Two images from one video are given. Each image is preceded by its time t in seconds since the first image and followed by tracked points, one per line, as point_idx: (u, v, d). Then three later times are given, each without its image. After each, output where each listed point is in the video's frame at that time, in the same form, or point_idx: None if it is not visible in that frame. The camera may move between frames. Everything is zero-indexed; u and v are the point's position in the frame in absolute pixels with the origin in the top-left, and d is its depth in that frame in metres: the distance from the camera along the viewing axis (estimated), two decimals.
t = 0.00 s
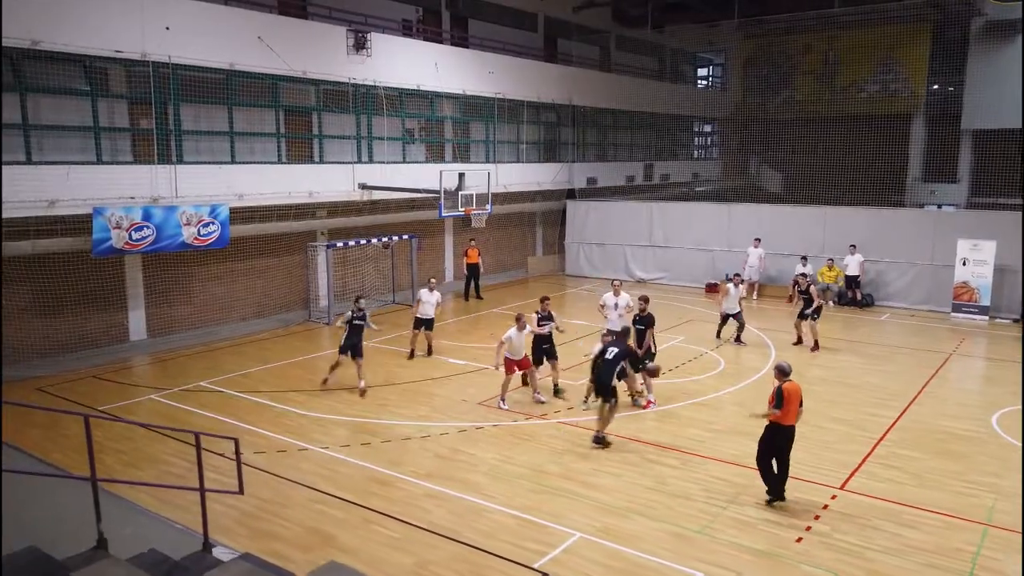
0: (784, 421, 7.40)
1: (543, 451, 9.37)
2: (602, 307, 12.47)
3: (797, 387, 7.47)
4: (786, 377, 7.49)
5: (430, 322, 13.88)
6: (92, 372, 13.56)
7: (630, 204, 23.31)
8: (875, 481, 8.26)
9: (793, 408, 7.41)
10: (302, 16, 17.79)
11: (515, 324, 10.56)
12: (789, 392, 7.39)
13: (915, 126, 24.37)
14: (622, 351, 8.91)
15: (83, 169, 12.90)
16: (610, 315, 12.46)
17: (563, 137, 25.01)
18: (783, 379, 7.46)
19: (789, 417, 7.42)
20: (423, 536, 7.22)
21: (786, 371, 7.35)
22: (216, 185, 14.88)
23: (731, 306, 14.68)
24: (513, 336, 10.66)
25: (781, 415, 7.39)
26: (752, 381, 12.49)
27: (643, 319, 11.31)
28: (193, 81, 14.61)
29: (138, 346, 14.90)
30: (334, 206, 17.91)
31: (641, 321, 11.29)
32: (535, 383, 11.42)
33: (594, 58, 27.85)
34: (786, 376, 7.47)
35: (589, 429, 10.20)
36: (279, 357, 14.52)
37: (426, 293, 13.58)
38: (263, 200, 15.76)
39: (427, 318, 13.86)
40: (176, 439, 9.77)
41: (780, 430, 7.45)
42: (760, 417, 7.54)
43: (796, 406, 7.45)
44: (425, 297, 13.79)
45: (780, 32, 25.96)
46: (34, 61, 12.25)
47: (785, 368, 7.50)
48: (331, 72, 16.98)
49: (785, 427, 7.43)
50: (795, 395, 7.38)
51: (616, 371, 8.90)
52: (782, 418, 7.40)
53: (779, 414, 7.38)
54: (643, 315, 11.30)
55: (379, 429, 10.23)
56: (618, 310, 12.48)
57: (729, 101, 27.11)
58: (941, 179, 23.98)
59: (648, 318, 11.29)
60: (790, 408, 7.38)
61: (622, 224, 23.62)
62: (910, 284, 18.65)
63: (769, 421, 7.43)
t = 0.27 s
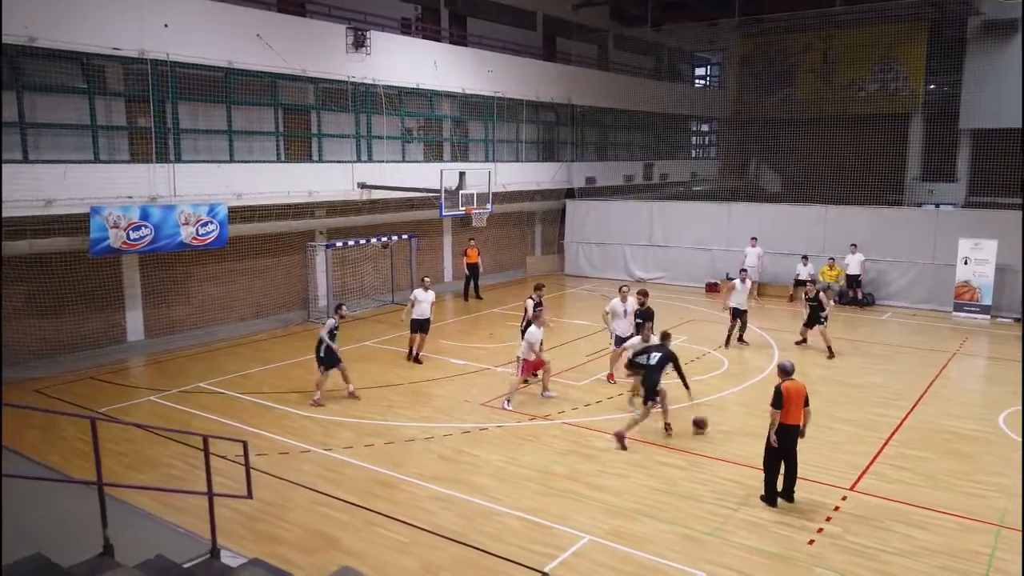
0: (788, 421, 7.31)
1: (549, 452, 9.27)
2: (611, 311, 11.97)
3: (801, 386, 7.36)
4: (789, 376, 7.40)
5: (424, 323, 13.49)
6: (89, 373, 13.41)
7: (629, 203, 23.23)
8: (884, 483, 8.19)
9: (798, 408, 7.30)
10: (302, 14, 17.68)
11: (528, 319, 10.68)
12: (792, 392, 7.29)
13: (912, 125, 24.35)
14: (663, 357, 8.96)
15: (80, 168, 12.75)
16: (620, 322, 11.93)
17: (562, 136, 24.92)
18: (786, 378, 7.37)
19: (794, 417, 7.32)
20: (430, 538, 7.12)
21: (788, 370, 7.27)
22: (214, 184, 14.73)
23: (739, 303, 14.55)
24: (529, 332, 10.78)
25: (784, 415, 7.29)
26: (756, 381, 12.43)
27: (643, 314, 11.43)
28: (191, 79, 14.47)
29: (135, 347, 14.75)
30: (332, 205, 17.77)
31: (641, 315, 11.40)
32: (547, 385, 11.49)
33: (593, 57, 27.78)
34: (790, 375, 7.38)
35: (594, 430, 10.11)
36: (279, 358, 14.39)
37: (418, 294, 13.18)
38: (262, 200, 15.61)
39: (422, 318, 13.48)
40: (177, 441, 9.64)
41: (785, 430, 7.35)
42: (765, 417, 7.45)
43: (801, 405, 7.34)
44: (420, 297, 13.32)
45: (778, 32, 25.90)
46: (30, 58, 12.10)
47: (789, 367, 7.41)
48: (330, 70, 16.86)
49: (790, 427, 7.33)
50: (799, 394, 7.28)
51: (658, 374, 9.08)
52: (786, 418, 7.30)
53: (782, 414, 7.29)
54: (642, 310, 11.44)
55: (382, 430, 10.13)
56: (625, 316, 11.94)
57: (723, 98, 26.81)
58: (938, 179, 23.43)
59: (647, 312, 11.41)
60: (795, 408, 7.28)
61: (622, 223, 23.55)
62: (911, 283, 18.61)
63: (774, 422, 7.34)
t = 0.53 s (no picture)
0: (776, 421, 7.24)
1: (542, 455, 9.19)
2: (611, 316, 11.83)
3: (791, 387, 7.25)
4: (778, 376, 7.31)
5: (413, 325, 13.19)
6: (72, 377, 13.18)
7: (616, 203, 23.21)
8: (878, 483, 8.18)
9: (787, 408, 7.21)
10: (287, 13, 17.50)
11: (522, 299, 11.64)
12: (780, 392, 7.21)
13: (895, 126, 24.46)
14: (691, 353, 9.43)
15: (62, 168, 12.50)
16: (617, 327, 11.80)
17: (548, 136, 24.86)
18: (775, 378, 7.30)
19: (784, 417, 7.23)
20: (424, 544, 7.01)
21: (775, 371, 7.21)
22: (199, 183, 14.51)
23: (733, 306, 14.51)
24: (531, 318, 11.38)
25: (773, 416, 7.23)
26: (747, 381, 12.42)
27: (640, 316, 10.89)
28: (175, 77, 14.26)
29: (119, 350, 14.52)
30: (318, 205, 17.59)
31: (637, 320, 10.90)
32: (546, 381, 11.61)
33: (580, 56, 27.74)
34: (778, 375, 7.31)
35: (587, 431, 10.04)
36: (265, 361, 14.21)
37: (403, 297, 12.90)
38: (247, 200, 15.40)
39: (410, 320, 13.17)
40: (163, 447, 9.46)
41: (776, 430, 7.27)
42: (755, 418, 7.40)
43: (790, 406, 7.24)
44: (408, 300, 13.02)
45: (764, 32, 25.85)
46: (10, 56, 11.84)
47: (777, 368, 7.33)
48: (317, 69, 16.69)
49: (778, 427, 7.25)
50: (786, 394, 7.19)
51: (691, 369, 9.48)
52: (774, 418, 7.24)
53: (771, 415, 7.23)
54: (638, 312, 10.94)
55: (373, 434, 10.00)
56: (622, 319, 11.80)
57: (713, 101, 26.97)
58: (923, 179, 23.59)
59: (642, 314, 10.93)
60: (783, 408, 7.20)
61: (609, 222, 23.54)
62: (898, 283, 18.72)
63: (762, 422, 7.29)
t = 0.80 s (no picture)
0: (742, 420, 7.28)
1: (515, 457, 9.14)
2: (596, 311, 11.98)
3: (759, 386, 7.27)
4: (746, 375, 7.35)
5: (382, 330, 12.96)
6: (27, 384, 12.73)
7: (582, 203, 23.27)
8: (846, 480, 8.31)
9: (754, 407, 7.23)
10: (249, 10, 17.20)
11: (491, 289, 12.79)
12: (746, 391, 7.24)
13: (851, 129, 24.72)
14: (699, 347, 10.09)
15: (15, 169, 12.06)
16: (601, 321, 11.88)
17: (513, 136, 24.82)
18: (742, 378, 7.33)
19: (751, 416, 7.26)
20: (398, 551, 6.90)
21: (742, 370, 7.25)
22: (158, 184, 14.14)
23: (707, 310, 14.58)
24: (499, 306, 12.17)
25: (740, 415, 7.28)
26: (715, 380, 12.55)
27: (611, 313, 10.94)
28: (132, 75, 13.88)
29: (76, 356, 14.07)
30: (282, 206, 17.28)
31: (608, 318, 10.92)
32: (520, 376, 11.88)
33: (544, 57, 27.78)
34: (746, 375, 7.36)
35: (559, 433, 10.02)
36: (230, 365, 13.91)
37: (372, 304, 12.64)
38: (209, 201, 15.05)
39: (379, 325, 12.94)
40: (125, 456, 9.18)
41: (743, 429, 7.31)
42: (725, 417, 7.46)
43: (758, 405, 7.26)
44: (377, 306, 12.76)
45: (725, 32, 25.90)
46: None
47: (745, 367, 7.36)
48: (280, 68, 16.41)
49: (745, 426, 7.29)
50: (752, 394, 7.22)
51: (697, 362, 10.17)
52: (741, 417, 7.28)
53: (737, 414, 7.27)
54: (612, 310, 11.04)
55: (342, 439, 9.84)
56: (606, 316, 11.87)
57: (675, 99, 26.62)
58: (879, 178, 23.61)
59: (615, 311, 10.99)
60: (749, 407, 7.23)
61: (575, 223, 23.62)
62: (858, 281, 19.11)
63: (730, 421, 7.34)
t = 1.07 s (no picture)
0: (698, 416, 7.41)
1: (472, 460, 9.07)
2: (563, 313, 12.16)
3: (719, 384, 7.35)
4: (708, 373, 7.43)
5: (337, 333, 12.77)
6: None
7: (530, 204, 23.32)
8: (796, 474, 8.53)
9: (711, 405, 7.34)
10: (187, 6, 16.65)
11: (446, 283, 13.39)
12: (704, 389, 7.34)
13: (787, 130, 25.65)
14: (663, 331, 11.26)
15: None
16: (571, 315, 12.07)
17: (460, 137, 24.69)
18: (704, 375, 7.43)
19: (708, 413, 7.37)
20: (357, 560, 6.76)
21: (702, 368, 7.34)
22: (93, 186, 13.56)
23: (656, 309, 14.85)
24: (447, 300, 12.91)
25: (697, 411, 7.40)
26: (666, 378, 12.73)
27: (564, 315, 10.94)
28: (63, 72, 13.27)
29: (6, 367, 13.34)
30: (224, 208, 16.77)
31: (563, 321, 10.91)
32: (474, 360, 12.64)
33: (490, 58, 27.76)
34: (707, 373, 7.45)
35: (515, 434, 10.00)
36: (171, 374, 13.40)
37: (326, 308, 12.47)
38: (148, 203, 14.52)
39: (333, 329, 12.77)
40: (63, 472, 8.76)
41: (700, 426, 7.43)
42: (685, 412, 7.58)
43: (715, 403, 7.35)
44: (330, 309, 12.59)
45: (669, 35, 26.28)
46: None
47: (707, 365, 7.45)
48: (221, 66, 15.94)
49: (701, 422, 7.41)
50: (709, 391, 7.32)
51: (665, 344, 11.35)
52: (698, 414, 7.40)
53: (694, 410, 7.40)
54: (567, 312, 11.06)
55: (294, 447, 9.61)
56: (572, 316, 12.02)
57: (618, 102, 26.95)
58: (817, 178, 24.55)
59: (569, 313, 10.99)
60: (705, 405, 7.34)
61: (524, 224, 23.66)
62: (798, 279, 19.68)
63: (687, 416, 7.48)
